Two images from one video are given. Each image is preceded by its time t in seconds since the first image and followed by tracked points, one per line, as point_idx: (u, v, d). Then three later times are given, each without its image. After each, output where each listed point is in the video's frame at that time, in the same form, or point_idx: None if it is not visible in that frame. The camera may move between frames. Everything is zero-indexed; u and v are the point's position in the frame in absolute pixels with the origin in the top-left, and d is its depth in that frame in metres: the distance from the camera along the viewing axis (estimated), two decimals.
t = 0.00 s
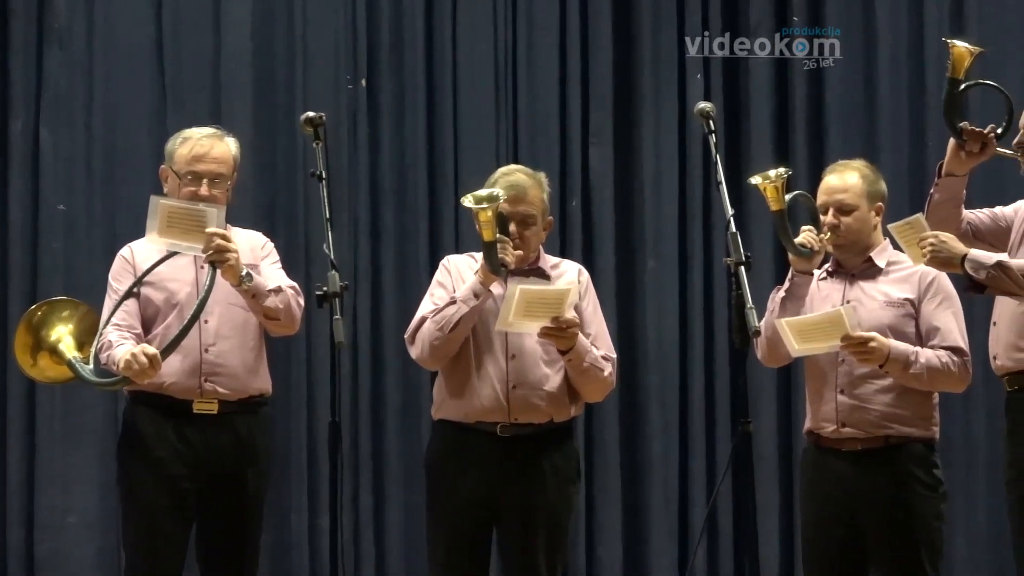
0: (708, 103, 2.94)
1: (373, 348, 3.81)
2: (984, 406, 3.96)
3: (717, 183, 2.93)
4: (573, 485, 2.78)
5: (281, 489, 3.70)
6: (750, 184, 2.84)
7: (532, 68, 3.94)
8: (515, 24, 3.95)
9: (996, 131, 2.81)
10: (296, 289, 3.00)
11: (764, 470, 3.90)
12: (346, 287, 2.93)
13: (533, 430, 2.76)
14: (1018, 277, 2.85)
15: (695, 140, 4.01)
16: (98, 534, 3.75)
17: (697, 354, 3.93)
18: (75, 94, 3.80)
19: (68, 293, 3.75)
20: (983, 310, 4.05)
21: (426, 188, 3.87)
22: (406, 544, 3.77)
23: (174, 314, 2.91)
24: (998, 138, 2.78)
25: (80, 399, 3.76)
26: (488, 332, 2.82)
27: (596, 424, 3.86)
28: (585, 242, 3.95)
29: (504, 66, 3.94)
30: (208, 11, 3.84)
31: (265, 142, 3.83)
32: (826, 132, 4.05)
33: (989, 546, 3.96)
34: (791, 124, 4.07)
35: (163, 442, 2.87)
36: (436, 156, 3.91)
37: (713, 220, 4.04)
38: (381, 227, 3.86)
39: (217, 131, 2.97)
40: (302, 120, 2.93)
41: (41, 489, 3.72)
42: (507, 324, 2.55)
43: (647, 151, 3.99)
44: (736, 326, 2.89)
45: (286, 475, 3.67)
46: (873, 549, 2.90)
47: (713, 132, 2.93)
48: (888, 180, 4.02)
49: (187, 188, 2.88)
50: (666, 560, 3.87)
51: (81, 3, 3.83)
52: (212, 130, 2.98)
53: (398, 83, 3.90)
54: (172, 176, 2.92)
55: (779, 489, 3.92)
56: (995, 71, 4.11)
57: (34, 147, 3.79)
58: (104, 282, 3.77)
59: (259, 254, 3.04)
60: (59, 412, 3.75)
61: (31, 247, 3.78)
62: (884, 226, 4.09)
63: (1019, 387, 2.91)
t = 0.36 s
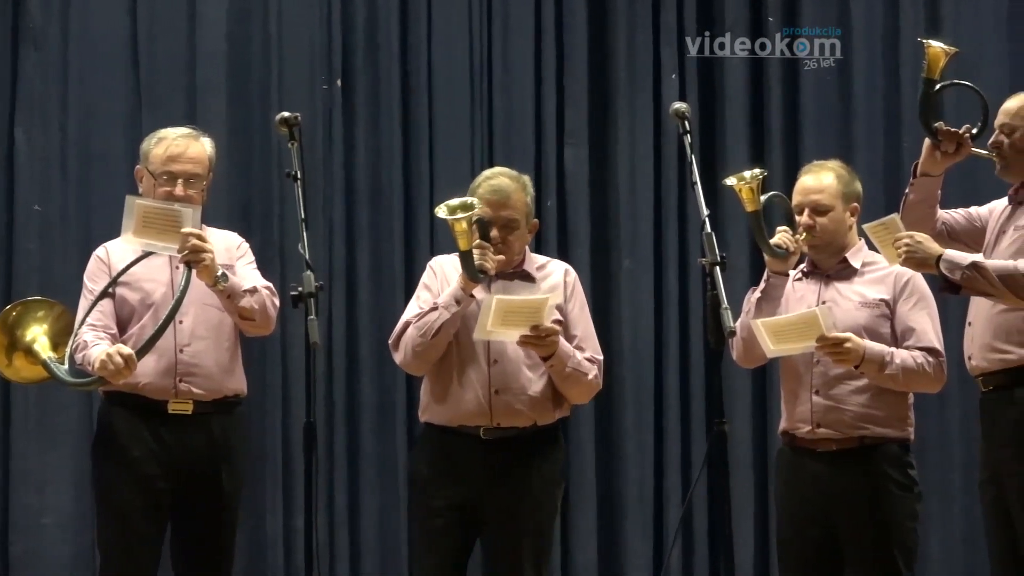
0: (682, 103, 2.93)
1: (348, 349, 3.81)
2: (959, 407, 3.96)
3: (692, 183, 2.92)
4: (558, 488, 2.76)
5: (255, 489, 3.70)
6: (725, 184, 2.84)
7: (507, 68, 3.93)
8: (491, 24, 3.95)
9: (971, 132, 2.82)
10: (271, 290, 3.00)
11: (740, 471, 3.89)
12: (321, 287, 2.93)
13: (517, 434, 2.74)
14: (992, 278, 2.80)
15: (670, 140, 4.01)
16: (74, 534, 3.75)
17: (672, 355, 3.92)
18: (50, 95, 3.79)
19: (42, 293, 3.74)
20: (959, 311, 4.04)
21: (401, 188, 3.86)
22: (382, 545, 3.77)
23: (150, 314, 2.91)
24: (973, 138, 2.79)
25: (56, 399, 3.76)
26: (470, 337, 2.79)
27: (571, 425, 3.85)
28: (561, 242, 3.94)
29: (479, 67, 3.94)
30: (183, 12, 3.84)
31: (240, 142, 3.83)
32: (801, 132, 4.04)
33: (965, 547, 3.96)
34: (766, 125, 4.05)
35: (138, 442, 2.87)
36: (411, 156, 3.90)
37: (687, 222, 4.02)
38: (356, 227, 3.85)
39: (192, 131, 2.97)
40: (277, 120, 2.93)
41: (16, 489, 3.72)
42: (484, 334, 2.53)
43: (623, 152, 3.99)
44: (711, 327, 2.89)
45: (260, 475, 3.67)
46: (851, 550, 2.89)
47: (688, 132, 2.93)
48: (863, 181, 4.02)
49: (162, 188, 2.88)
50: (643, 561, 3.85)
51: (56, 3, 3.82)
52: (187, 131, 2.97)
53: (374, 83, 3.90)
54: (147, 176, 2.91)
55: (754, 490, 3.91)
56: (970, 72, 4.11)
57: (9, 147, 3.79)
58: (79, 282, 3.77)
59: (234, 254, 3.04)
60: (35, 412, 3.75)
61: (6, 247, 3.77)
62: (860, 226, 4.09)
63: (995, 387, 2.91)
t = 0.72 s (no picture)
0: (658, 103, 2.93)
1: (324, 349, 3.81)
2: (935, 408, 3.95)
3: (668, 184, 2.92)
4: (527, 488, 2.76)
5: (231, 489, 3.70)
6: (700, 186, 2.84)
7: (483, 69, 3.93)
8: (467, 24, 3.95)
9: (946, 132, 2.82)
10: (246, 290, 3.00)
11: (715, 472, 3.89)
12: (297, 288, 2.94)
13: (486, 434, 2.76)
14: (966, 278, 2.76)
15: (646, 140, 4.00)
16: (49, 534, 3.75)
17: (648, 355, 3.92)
18: (25, 95, 3.79)
19: (17, 293, 3.74)
20: (935, 312, 4.03)
21: (377, 189, 3.87)
22: (357, 546, 3.77)
23: (125, 314, 2.91)
24: (948, 140, 2.79)
25: (31, 399, 3.76)
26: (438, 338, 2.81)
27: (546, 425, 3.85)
28: (536, 242, 3.94)
29: (454, 67, 3.93)
30: (158, 12, 3.84)
31: (215, 142, 3.83)
32: (777, 133, 4.04)
33: (940, 547, 3.96)
34: (742, 125, 4.05)
35: (114, 442, 2.87)
36: (387, 156, 3.90)
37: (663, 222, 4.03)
38: (332, 227, 3.85)
39: (168, 131, 2.95)
40: (252, 120, 2.93)
41: None
42: (452, 335, 2.55)
43: (599, 152, 3.99)
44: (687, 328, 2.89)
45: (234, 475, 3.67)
46: (824, 551, 2.90)
47: (664, 133, 2.94)
48: (838, 182, 4.02)
49: (138, 189, 2.87)
50: (619, 562, 3.85)
51: (31, 3, 3.82)
52: (163, 131, 2.96)
53: (349, 83, 3.90)
54: (123, 177, 2.90)
55: (729, 490, 3.91)
56: (947, 72, 4.10)
57: None
58: (54, 282, 3.77)
59: (210, 255, 3.04)
60: (10, 412, 3.75)
61: None
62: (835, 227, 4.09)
63: (970, 389, 2.92)
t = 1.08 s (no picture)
0: (636, 103, 2.92)
1: (303, 349, 3.81)
2: (913, 407, 3.96)
3: (647, 184, 2.92)
4: (491, 485, 2.80)
5: (209, 488, 3.71)
6: (678, 186, 2.83)
7: (462, 68, 3.93)
8: (445, 24, 3.95)
9: (924, 134, 2.83)
10: (226, 290, 3.00)
11: (693, 472, 3.89)
12: (276, 288, 2.93)
13: (449, 431, 2.78)
14: (946, 279, 2.74)
15: (625, 140, 4.00)
16: (28, 535, 3.75)
17: (626, 356, 3.92)
18: (4, 95, 3.79)
19: None
20: (913, 312, 4.04)
21: (355, 189, 3.87)
22: (336, 545, 3.77)
23: (104, 314, 2.92)
24: (926, 143, 2.79)
25: (10, 399, 3.76)
26: (397, 334, 2.83)
27: (526, 425, 3.86)
28: (515, 242, 3.94)
29: (433, 67, 3.93)
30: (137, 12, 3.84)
31: (194, 142, 3.83)
32: (755, 132, 4.05)
33: (918, 546, 3.97)
34: (720, 125, 4.05)
35: (92, 442, 2.87)
36: (365, 156, 3.91)
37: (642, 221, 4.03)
38: (311, 227, 3.86)
39: (147, 131, 2.94)
40: (231, 120, 2.93)
41: None
42: (415, 326, 2.56)
43: (577, 152, 3.98)
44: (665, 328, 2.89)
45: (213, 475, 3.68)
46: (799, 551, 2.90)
47: (642, 133, 2.93)
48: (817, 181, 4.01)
49: (117, 188, 2.86)
50: (598, 561, 3.85)
51: (9, 3, 3.82)
52: (142, 130, 2.95)
53: (328, 83, 3.90)
54: (102, 177, 2.88)
55: (708, 490, 3.91)
56: (926, 72, 4.10)
57: None
58: (33, 283, 3.77)
59: (189, 255, 3.04)
60: None
61: None
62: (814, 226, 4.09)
63: (949, 389, 2.91)
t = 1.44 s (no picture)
0: (613, 104, 2.92)
1: (280, 350, 3.81)
2: (890, 407, 3.97)
3: (625, 184, 2.90)
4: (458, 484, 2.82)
5: (187, 488, 3.71)
6: (656, 183, 2.83)
7: (439, 68, 3.94)
8: (423, 25, 3.95)
9: (903, 134, 2.83)
10: (204, 290, 2.99)
11: (670, 472, 3.89)
12: (254, 288, 2.93)
13: (416, 432, 2.80)
14: (924, 280, 2.73)
15: (603, 140, 4.00)
16: (6, 535, 3.75)
17: (604, 356, 3.92)
18: None
19: None
20: (891, 312, 4.05)
21: (332, 189, 3.88)
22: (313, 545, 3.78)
23: (82, 314, 2.91)
24: (904, 142, 2.79)
25: None
26: (361, 334, 2.83)
27: (503, 425, 3.86)
28: (492, 242, 3.94)
29: (411, 67, 3.93)
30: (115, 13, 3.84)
31: (171, 142, 3.83)
32: (733, 133, 4.05)
33: (895, 545, 3.97)
34: (698, 125, 4.05)
35: (69, 441, 2.87)
36: (343, 157, 3.91)
37: (619, 222, 4.02)
38: (288, 228, 3.86)
39: (123, 131, 2.96)
40: (208, 121, 2.94)
41: None
42: (381, 314, 2.59)
43: (555, 153, 3.98)
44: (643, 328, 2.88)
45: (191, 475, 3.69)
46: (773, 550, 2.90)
47: (620, 133, 2.92)
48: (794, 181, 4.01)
49: (94, 188, 2.86)
50: (576, 562, 3.85)
51: None
52: (118, 131, 2.97)
53: (306, 84, 3.91)
54: (79, 177, 2.89)
55: (685, 490, 3.92)
56: (904, 72, 4.10)
57: None
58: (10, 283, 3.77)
59: (167, 254, 3.04)
60: None
61: None
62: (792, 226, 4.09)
63: (927, 389, 2.91)
